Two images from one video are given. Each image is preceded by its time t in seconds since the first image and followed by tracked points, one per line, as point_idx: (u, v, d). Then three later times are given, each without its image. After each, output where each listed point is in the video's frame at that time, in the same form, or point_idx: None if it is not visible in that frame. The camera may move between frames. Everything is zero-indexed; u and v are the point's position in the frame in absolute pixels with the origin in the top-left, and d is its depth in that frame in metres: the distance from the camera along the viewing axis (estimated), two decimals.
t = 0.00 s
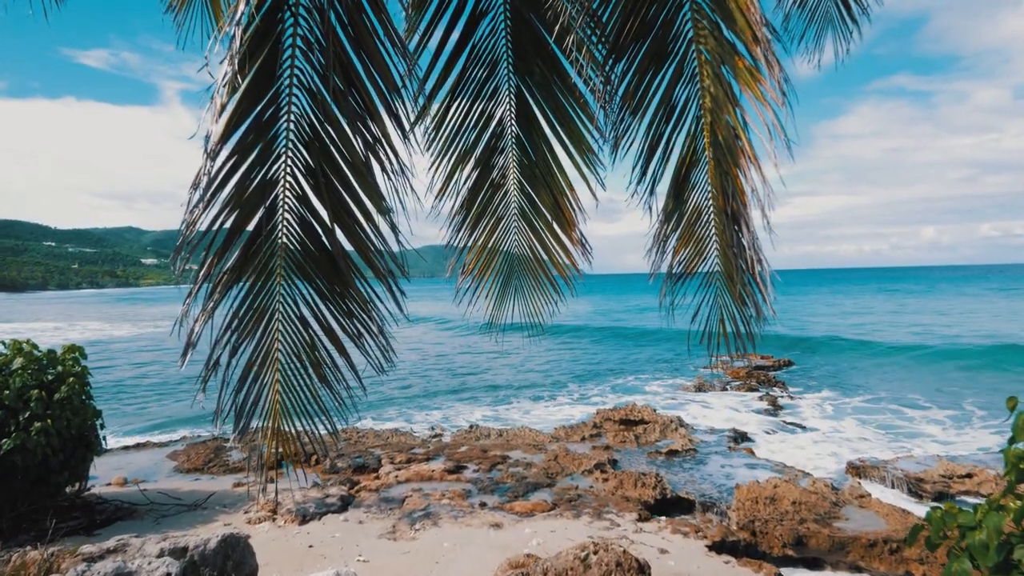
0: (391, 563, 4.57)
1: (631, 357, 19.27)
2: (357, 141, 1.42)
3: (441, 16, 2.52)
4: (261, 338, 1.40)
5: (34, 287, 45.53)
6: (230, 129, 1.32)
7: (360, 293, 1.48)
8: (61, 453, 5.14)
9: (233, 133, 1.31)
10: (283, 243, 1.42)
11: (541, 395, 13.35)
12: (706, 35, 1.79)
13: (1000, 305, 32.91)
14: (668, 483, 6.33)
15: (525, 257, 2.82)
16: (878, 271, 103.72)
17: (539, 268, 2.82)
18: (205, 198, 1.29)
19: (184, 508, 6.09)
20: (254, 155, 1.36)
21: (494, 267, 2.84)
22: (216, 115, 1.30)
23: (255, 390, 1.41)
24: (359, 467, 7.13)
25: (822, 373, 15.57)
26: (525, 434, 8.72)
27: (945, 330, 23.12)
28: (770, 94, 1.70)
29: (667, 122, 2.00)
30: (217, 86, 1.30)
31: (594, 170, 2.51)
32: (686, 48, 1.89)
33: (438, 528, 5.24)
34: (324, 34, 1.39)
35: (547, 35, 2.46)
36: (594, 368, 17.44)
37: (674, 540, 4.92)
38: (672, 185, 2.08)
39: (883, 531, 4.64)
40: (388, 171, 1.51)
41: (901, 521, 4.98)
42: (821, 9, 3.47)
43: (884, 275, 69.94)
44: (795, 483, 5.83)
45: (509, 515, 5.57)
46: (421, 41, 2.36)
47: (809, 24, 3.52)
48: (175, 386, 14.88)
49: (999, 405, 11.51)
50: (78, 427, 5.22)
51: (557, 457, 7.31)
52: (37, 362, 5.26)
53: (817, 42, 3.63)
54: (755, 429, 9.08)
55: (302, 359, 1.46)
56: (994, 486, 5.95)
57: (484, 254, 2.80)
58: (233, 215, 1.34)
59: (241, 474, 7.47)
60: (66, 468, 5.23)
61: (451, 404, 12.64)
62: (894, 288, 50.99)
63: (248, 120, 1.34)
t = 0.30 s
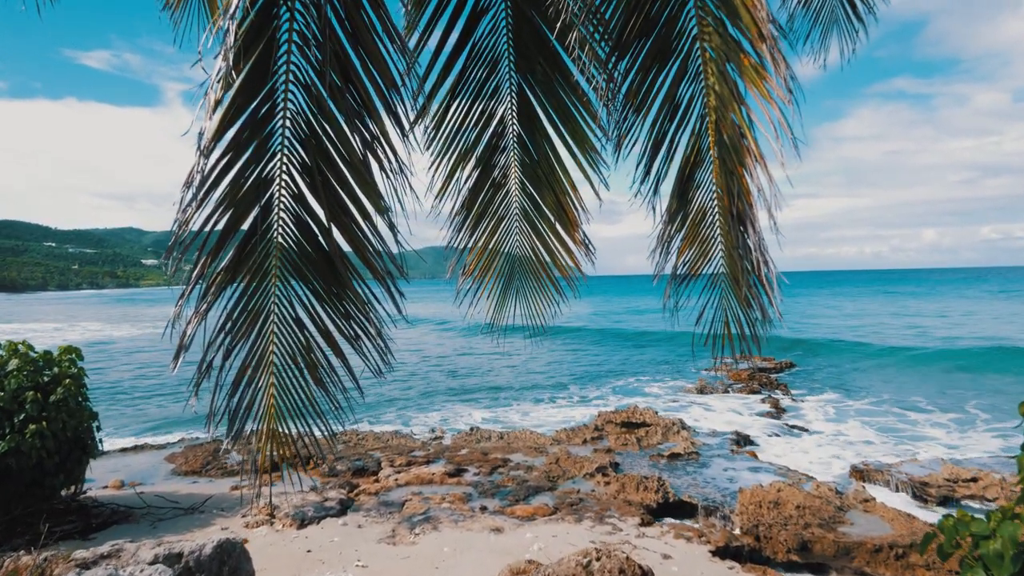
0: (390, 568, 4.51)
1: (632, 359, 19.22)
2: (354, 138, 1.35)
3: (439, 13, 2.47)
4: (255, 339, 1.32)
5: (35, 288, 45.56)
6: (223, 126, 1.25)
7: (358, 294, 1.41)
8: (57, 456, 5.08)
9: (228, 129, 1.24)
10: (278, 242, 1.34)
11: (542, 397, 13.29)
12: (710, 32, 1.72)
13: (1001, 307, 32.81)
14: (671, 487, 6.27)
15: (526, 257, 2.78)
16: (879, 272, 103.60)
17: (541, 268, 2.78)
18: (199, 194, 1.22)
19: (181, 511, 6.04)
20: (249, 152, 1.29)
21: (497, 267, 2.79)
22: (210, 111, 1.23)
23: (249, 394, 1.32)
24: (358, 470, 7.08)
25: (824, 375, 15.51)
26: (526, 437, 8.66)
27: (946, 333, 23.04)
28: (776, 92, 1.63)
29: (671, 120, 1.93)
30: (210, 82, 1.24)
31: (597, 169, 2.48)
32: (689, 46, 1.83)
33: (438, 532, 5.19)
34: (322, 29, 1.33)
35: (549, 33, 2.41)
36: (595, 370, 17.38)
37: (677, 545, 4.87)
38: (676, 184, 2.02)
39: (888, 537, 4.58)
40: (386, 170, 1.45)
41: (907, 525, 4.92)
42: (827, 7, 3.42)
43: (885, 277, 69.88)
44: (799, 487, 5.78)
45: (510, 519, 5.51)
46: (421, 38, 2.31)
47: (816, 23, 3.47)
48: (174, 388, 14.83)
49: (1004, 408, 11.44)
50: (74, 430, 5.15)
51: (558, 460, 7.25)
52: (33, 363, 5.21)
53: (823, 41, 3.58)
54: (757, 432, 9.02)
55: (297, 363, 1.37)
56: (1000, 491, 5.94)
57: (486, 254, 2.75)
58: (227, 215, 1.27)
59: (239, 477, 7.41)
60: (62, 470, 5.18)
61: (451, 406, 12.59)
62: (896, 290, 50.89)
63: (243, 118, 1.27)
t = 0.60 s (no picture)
0: (390, 572, 4.48)
1: (633, 360, 19.18)
2: (352, 136, 1.32)
3: (439, 10, 2.43)
4: (250, 341, 1.27)
5: (35, 289, 45.56)
6: (218, 123, 1.21)
7: (356, 295, 1.37)
8: (53, 459, 5.04)
9: (222, 126, 1.20)
10: (274, 242, 1.30)
11: (543, 399, 13.24)
12: (715, 28, 1.58)
13: (1003, 309, 32.77)
14: (673, 490, 6.23)
15: (528, 258, 2.74)
16: (880, 274, 103.53)
17: (542, 269, 2.74)
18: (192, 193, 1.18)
19: (179, 514, 6.00)
20: (244, 150, 1.25)
21: (498, 268, 2.75)
22: (204, 108, 1.19)
23: (243, 399, 1.28)
24: (358, 473, 7.04)
25: (825, 377, 15.46)
26: (527, 439, 8.62)
27: (948, 335, 22.99)
28: (781, 89, 1.47)
29: (674, 119, 1.75)
30: (205, 78, 1.20)
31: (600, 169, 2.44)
32: (693, 44, 1.68)
33: (438, 536, 5.14)
34: (319, 24, 1.29)
35: (551, 30, 2.37)
36: (596, 371, 17.33)
37: (679, 549, 4.84)
38: (678, 183, 1.87)
39: (893, 540, 4.54)
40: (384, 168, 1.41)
41: (912, 529, 4.88)
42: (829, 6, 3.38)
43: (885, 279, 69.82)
44: (802, 490, 5.75)
45: (511, 522, 5.47)
46: (421, 36, 2.28)
47: (819, 21, 3.42)
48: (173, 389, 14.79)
49: (1006, 410, 11.40)
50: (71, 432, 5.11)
51: (559, 462, 7.20)
52: (30, 365, 5.17)
53: (826, 40, 3.54)
54: (760, 434, 8.98)
55: (293, 365, 1.32)
56: (1005, 494, 5.87)
57: (487, 254, 2.71)
58: (221, 215, 1.23)
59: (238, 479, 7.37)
60: (58, 473, 5.14)
61: (451, 408, 12.55)
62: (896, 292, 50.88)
63: (238, 116, 1.23)
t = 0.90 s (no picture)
0: None
1: (634, 363, 19.13)
2: (349, 133, 1.28)
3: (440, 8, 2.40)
4: (244, 344, 1.24)
5: (36, 292, 45.60)
6: (212, 120, 1.17)
7: (353, 296, 1.33)
8: (51, 462, 5.01)
9: (215, 123, 1.17)
10: (270, 242, 1.26)
11: (544, 401, 13.20)
12: (719, 23, 1.50)
13: (1005, 310, 32.67)
14: (676, 494, 6.18)
15: (530, 259, 2.71)
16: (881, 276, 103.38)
17: (545, 270, 2.71)
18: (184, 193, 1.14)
19: (178, 518, 5.97)
20: (239, 148, 1.22)
21: (500, 268, 2.72)
22: (197, 104, 1.16)
23: (237, 403, 1.24)
24: (358, 476, 7.00)
25: (827, 379, 15.41)
26: (528, 442, 8.58)
27: (950, 336, 22.93)
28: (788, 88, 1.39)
29: (679, 117, 1.69)
30: (198, 74, 1.17)
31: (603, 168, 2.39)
32: (696, 40, 1.60)
33: (439, 540, 5.11)
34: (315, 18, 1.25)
35: (553, 27, 2.33)
36: (597, 373, 17.30)
37: (682, 554, 4.80)
38: (682, 182, 1.80)
39: (898, 545, 4.51)
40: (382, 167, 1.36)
41: (917, 534, 4.84)
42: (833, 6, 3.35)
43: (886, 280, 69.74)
44: (806, 493, 5.72)
45: (512, 526, 5.43)
46: (421, 32, 2.25)
47: (822, 21, 3.39)
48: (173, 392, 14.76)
49: (1010, 413, 11.33)
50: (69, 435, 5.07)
51: (561, 465, 7.16)
52: (28, 367, 5.14)
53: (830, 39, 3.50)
54: (762, 437, 8.93)
55: (288, 369, 1.28)
56: (1011, 498, 5.82)
57: (489, 253, 2.67)
58: (215, 214, 1.19)
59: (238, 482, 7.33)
60: (56, 477, 5.10)
61: (452, 411, 12.50)
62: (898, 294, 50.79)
63: (231, 112, 1.19)
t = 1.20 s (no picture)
0: None
1: (635, 365, 19.09)
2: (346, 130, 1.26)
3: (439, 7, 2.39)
4: (239, 346, 1.22)
5: (38, 294, 45.66)
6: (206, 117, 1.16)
7: (350, 296, 1.30)
8: (50, 464, 4.99)
9: (209, 119, 1.14)
10: (265, 242, 1.24)
11: (544, 403, 13.17)
12: (723, 18, 1.46)
13: (1007, 312, 32.58)
14: (678, 497, 6.15)
15: (532, 260, 2.69)
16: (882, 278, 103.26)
17: (546, 270, 2.68)
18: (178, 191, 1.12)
19: (178, 521, 5.94)
20: (234, 146, 1.20)
21: (501, 270, 2.70)
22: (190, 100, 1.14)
23: (232, 405, 1.22)
24: (359, 479, 6.98)
25: (829, 381, 15.36)
26: (529, 444, 8.55)
27: (952, 338, 22.86)
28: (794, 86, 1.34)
29: (681, 114, 1.65)
30: (191, 70, 1.14)
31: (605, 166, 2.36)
32: (699, 36, 1.56)
33: (439, 544, 5.08)
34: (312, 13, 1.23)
35: (554, 25, 2.32)
36: (598, 375, 17.25)
37: (685, 558, 4.77)
38: (686, 180, 1.77)
39: (902, 549, 4.47)
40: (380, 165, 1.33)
41: (921, 538, 4.80)
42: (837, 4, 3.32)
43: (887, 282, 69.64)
44: (808, 496, 5.69)
45: (513, 530, 5.40)
46: (421, 30, 2.23)
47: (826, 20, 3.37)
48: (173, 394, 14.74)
49: (1013, 416, 11.28)
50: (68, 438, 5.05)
51: (562, 468, 7.13)
52: (28, 369, 5.12)
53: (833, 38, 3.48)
54: (764, 440, 8.89)
55: (284, 370, 1.26)
56: (1015, 502, 5.77)
57: (489, 253, 2.64)
58: (209, 213, 1.17)
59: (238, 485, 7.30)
60: (55, 479, 5.08)
61: (452, 413, 12.47)
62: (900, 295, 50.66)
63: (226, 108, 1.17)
